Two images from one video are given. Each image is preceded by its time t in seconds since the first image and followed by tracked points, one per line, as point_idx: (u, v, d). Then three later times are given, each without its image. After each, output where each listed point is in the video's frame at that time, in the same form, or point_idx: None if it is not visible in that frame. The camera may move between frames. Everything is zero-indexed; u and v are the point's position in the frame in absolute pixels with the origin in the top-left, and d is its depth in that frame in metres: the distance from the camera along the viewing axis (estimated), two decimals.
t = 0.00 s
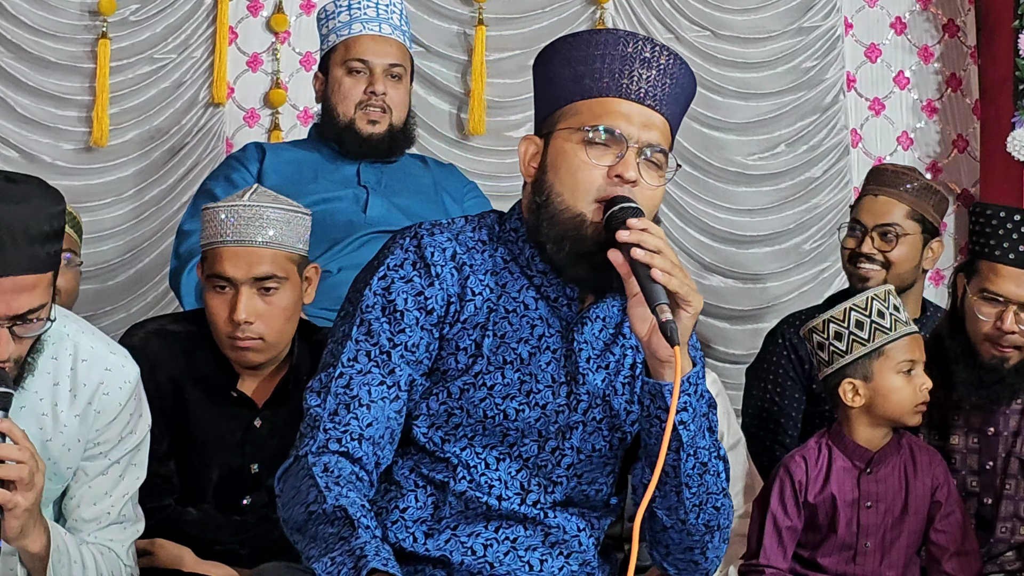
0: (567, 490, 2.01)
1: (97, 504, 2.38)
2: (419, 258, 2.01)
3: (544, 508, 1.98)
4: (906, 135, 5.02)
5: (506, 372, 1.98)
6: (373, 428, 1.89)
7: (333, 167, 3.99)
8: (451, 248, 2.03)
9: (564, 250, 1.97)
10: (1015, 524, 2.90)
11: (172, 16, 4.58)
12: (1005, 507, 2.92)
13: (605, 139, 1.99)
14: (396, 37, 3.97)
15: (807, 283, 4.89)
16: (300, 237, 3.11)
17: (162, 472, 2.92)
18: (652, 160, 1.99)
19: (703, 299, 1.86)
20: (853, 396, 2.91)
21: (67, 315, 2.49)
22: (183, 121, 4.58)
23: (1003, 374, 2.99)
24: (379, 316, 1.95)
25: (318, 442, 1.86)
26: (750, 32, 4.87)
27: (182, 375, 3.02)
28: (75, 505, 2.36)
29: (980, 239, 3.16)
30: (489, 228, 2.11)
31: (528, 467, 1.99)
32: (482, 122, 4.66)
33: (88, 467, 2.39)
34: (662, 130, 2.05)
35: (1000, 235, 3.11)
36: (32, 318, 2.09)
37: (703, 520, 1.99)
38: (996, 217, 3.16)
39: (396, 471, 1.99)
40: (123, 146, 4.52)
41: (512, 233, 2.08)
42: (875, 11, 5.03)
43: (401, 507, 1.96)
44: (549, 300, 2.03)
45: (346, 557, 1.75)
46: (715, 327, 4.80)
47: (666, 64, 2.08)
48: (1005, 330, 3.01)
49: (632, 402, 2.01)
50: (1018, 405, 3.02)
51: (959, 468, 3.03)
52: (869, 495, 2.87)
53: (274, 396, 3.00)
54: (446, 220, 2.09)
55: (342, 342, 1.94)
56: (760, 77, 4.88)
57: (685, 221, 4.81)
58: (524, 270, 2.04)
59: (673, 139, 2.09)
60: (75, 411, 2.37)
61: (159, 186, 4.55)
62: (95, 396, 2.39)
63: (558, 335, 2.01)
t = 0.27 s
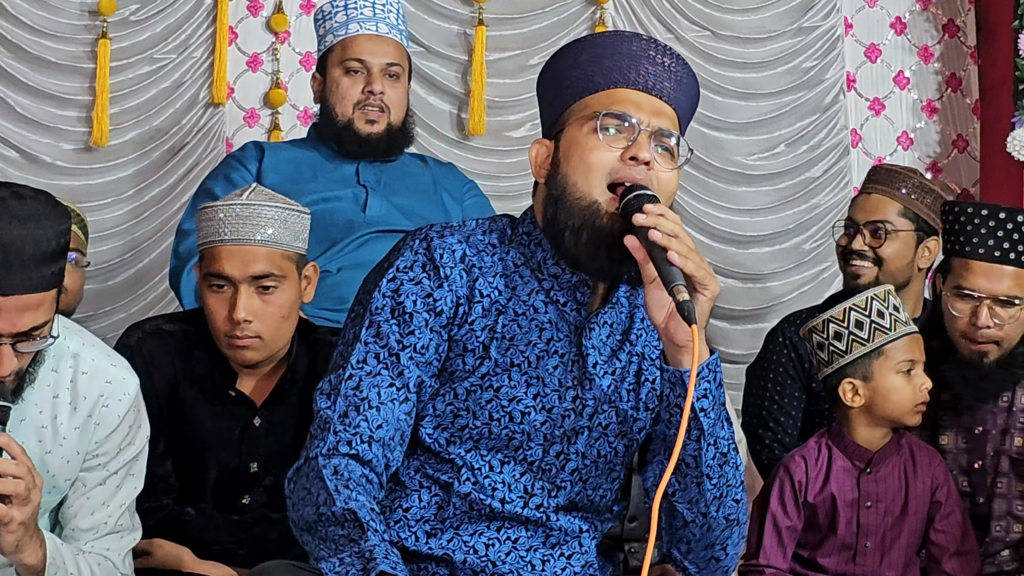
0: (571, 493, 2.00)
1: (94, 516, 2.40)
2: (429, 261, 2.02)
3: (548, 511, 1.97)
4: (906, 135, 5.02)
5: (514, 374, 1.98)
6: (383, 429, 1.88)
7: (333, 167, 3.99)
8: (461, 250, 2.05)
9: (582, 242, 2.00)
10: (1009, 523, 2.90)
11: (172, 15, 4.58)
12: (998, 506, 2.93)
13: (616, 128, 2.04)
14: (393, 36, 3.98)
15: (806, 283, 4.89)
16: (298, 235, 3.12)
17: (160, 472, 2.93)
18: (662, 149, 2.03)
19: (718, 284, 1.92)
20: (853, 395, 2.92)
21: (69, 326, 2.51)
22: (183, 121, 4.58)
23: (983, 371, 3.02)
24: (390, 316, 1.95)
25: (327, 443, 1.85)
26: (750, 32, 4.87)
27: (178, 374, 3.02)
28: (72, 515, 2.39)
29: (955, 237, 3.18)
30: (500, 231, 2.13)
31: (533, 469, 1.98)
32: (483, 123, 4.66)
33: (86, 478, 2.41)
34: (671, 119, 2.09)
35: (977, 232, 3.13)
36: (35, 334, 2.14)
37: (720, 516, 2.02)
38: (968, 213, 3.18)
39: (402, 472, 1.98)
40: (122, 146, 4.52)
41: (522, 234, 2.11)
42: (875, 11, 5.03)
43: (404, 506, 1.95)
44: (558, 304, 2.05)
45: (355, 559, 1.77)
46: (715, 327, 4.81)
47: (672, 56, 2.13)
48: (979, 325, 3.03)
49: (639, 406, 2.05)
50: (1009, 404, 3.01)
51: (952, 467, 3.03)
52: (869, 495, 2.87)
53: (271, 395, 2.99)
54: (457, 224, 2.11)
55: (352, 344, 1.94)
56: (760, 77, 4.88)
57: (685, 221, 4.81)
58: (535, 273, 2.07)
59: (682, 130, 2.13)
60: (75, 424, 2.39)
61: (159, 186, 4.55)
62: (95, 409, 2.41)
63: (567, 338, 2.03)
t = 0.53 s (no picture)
0: (558, 489, 2.05)
1: (89, 494, 2.42)
2: (399, 266, 2.07)
3: (534, 508, 2.01)
4: (906, 135, 5.02)
5: (491, 372, 2.03)
6: (362, 436, 1.95)
7: (332, 167, 4.00)
8: (431, 253, 2.09)
9: (552, 231, 2.05)
10: (999, 520, 2.92)
11: (172, 16, 4.58)
12: (986, 503, 2.94)
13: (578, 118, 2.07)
14: (391, 36, 3.98)
15: (806, 283, 4.88)
16: (317, 238, 3.09)
17: (163, 471, 2.94)
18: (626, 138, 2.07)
19: (695, 259, 1.92)
20: (853, 395, 2.92)
21: (53, 305, 2.52)
22: (183, 121, 4.58)
23: (957, 366, 2.97)
24: (363, 325, 2.02)
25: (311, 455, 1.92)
26: (750, 32, 4.87)
27: (187, 375, 3.03)
28: (68, 493, 2.41)
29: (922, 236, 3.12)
30: (470, 232, 2.17)
31: (516, 467, 2.04)
32: (482, 123, 4.66)
33: (81, 456, 2.44)
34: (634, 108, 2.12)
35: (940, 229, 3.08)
36: (21, 295, 2.14)
37: (711, 495, 2.00)
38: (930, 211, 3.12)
39: (389, 477, 2.03)
40: (122, 146, 4.51)
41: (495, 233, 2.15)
42: (875, 11, 5.03)
43: (391, 511, 2.00)
44: (531, 300, 2.09)
45: (353, 559, 1.81)
46: (714, 327, 4.82)
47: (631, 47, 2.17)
48: (949, 321, 2.99)
49: (620, 395, 2.07)
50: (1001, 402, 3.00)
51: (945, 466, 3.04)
52: (869, 495, 2.86)
53: (283, 396, 2.99)
54: (425, 227, 2.16)
55: (327, 355, 2.01)
56: (759, 78, 4.88)
57: (684, 221, 4.82)
58: (507, 269, 2.11)
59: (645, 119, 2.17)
60: (67, 400, 2.42)
61: (159, 186, 4.55)
62: (85, 385, 2.44)
63: (542, 333, 2.07)
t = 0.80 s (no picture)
0: (532, 485, 1.98)
1: (77, 466, 2.58)
2: (346, 279, 2.01)
3: (510, 508, 1.94)
4: (906, 135, 5.02)
5: (452, 376, 1.97)
6: (328, 451, 1.90)
7: (332, 167, 4.00)
8: (379, 262, 2.03)
9: (501, 233, 1.99)
10: (992, 518, 2.92)
11: (172, 16, 4.58)
12: (979, 502, 2.94)
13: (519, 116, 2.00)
14: (389, 33, 3.96)
15: (807, 283, 4.88)
16: (320, 240, 3.07)
17: (165, 472, 2.94)
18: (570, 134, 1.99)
19: (649, 254, 1.85)
20: (853, 395, 2.92)
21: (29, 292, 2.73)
22: (183, 121, 4.58)
23: (945, 364, 3.00)
24: (315, 342, 1.96)
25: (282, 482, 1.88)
26: (750, 32, 4.87)
27: (190, 375, 3.04)
28: (56, 468, 2.55)
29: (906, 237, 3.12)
30: (416, 236, 2.12)
31: (488, 467, 1.97)
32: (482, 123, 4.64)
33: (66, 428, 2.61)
34: (576, 100, 2.05)
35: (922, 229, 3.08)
36: None
37: (682, 484, 1.94)
38: (911, 212, 3.13)
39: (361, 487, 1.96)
40: (122, 146, 4.51)
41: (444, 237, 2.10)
42: (875, 11, 5.03)
43: (369, 521, 1.93)
44: (485, 299, 2.04)
45: (345, 558, 1.80)
46: (714, 327, 4.82)
47: (568, 36, 2.10)
48: (933, 320, 3.00)
49: (585, 384, 2.00)
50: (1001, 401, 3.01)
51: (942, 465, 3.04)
52: (869, 495, 2.87)
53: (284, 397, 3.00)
54: (370, 237, 2.10)
55: (283, 378, 1.95)
56: (760, 77, 4.88)
57: (684, 221, 4.84)
58: (458, 270, 2.06)
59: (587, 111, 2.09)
60: (49, 373, 2.63)
61: (159, 186, 4.55)
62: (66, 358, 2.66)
63: (499, 331, 2.01)
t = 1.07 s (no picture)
0: (507, 480, 1.92)
1: (64, 451, 2.68)
2: (297, 297, 1.96)
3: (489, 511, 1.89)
4: (906, 135, 5.02)
5: (412, 384, 1.92)
6: (297, 468, 1.89)
7: (333, 167, 3.95)
8: (328, 276, 1.98)
9: (450, 233, 1.94)
10: (996, 519, 2.89)
11: (172, 16, 4.58)
12: (982, 502, 2.92)
13: (458, 114, 1.92)
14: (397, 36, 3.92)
15: (807, 283, 4.88)
16: (300, 236, 3.10)
17: (160, 472, 2.93)
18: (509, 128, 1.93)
19: (599, 244, 1.78)
20: (853, 394, 2.92)
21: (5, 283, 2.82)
22: (183, 121, 4.57)
23: (952, 365, 2.99)
24: (270, 364, 1.93)
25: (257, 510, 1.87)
26: (750, 32, 4.87)
27: (179, 376, 3.04)
28: (45, 455, 2.65)
29: (921, 236, 3.09)
30: (364, 241, 2.06)
31: (459, 469, 1.91)
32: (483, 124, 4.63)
33: (54, 415, 2.70)
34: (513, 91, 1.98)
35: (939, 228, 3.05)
36: None
37: (653, 465, 1.89)
38: (927, 211, 3.10)
39: (336, 500, 1.92)
40: (122, 146, 4.52)
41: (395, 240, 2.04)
42: (875, 12, 5.03)
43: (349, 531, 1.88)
44: (439, 299, 1.98)
45: (338, 556, 1.78)
46: (714, 327, 4.82)
47: (499, 23, 2.02)
48: (947, 320, 2.96)
49: (548, 373, 1.94)
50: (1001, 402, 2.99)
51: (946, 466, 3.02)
52: (869, 494, 2.87)
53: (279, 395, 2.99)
54: (317, 249, 2.04)
55: (243, 404, 1.93)
56: (759, 77, 4.88)
57: (685, 221, 4.85)
58: (409, 273, 2.00)
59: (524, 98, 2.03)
60: (34, 361, 2.71)
61: (158, 186, 4.54)
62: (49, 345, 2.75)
63: (455, 332, 1.96)
